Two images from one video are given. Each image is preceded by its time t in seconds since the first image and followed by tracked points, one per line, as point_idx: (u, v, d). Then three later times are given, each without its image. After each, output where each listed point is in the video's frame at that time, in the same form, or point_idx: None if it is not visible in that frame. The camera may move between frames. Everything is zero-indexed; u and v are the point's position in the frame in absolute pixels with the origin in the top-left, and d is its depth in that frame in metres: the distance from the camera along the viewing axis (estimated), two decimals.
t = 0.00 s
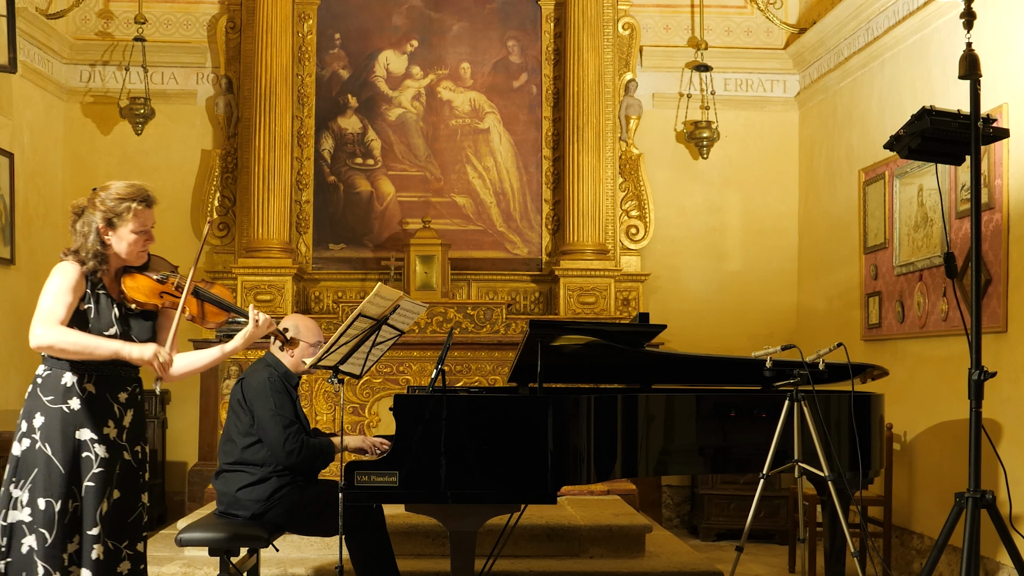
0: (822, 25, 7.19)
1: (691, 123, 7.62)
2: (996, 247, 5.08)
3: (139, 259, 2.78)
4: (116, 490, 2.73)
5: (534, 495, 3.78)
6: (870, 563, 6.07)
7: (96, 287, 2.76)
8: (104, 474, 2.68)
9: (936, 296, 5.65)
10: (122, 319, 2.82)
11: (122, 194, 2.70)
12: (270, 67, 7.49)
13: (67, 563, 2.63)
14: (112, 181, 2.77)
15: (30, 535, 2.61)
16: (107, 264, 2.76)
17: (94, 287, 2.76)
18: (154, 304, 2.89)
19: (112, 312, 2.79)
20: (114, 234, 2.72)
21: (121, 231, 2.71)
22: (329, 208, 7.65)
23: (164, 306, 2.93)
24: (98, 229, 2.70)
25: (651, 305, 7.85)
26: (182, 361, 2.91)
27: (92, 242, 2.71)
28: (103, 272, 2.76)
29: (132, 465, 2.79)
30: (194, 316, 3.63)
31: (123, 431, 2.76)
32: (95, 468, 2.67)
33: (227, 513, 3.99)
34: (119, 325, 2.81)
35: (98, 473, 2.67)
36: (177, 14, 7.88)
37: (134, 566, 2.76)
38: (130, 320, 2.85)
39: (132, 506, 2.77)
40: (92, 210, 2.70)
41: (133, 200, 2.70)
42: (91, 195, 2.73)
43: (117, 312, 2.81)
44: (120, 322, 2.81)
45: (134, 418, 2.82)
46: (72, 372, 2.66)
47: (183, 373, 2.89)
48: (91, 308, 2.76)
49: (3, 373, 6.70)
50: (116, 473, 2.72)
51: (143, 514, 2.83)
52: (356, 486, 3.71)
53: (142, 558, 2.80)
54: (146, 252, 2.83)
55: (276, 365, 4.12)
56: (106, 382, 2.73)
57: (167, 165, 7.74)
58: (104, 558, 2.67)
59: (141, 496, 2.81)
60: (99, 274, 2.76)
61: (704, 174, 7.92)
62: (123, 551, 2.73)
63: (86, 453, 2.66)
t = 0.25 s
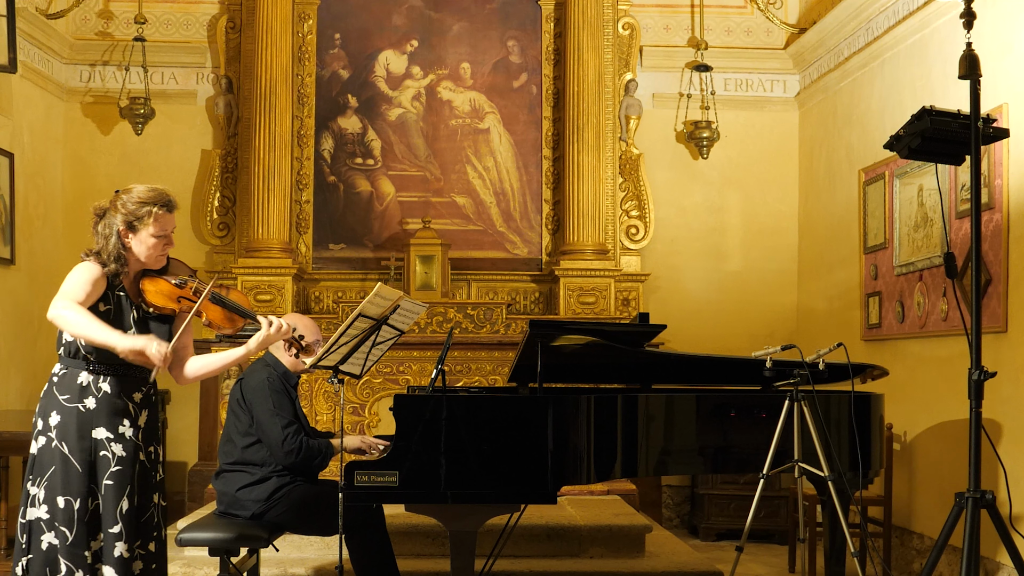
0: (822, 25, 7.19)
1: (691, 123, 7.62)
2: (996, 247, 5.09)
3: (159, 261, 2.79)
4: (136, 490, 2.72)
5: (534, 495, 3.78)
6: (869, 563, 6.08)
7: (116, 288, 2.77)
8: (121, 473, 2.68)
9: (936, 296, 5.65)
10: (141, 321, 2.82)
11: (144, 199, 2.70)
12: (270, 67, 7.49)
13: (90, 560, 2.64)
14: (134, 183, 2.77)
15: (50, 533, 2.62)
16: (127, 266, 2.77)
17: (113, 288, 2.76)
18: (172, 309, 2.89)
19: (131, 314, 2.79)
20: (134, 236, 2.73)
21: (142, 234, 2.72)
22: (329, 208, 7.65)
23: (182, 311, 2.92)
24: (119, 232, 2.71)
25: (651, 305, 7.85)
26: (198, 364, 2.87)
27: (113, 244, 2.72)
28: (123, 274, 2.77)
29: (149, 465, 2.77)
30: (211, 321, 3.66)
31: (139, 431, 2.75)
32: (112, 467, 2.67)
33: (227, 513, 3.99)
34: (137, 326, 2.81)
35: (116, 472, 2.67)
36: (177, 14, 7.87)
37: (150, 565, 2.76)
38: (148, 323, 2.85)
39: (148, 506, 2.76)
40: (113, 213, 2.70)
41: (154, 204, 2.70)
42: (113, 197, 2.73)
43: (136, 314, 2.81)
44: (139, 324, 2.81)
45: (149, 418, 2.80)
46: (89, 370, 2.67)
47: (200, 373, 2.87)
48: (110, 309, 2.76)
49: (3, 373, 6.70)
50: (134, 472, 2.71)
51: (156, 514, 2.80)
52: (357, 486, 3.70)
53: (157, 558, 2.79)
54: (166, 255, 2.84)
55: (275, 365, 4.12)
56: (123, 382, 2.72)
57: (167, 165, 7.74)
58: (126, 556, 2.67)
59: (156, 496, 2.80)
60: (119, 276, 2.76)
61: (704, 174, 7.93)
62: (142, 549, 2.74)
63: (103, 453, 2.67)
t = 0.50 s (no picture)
0: (822, 25, 7.19)
1: (691, 123, 7.62)
2: (996, 247, 5.08)
3: (167, 265, 2.78)
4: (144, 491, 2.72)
5: (534, 495, 3.78)
6: (869, 563, 6.08)
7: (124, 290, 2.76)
8: (128, 474, 2.68)
9: (936, 296, 5.65)
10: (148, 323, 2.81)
11: (155, 201, 2.70)
12: (270, 67, 7.49)
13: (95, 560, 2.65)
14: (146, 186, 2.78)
15: (54, 533, 2.61)
16: (136, 268, 2.76)
17: (121, 290, 2.75)
18: (179, 311, 2.92)
19: (138, 316, 2.78)
20: (144, 238, 2.73)
21: (151, 236, 2.72)
22: (329, 208, 7.65)
23: (190, 313, 2.97)
24: (129, 233, 2.71)
25: (651, 305, 7.85)
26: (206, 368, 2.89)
27: (122, 245, 2.72)
28: (131, 276, 2.75)
29: (156, 466, 2.77)
30: (217, 325, 3.67)
31: (145, 432, 2.75)
32: (118, 468, 2.67)
33: (228, 513, 4.00)
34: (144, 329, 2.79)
35: (122, 472, 2.67)
36: (177, 14, 7.87)
37: (160, 565, 2.76)
38: (156, 325, 2.83)
39: (157, 507, 2.76)
40: (124, 214, 2.71)
41: (165, 208, 2.70)
42: (125, 197, 2.74)
43: (144, 316, 2.80)
44: (146, 326, 2.79)
45: (155, 420, 2.81)
46: (95, 371, 2.67)
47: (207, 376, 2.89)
48: (117, 310, 2.75)
49: (3, 374, 6.70)
50: (142, 473, 2.71)
51: (166, 514, 2.80)
52: (357, 486, 3.70)
53: (167, 557, 2.79)
54: (175, 259, 2.83)
55: (275, 365, 4.09)
56: (129, 383, 2.73)
57: (167, 165, 7.74)
58: (134, 557, 2.67)
59: (164, 497, 2.80)
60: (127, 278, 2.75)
61: (704, 174, 7.93)
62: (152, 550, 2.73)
63: (109, 453, 2.66)
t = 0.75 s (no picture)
0: (822, 25, 7.19)
1: (690, 123, 7.62)
2: (996, 247, 5.09)
3: (167, 270, 2.78)
4: (143, 491, 2.70)
5: (534, 495, 3.78)
6: (869, 563, 6.08)
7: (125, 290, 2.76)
8: (125, 475, 2.67)
9: (936, 296, 5.65)
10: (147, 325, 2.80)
11: (158, 207, 2.70)
12: (270, 67, 7.49)
13: (89, 560, 2.64)
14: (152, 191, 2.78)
15: (52, 530, 2.62)
16: (136, 272, 2.76)
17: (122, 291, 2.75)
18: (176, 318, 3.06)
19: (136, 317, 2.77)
20: (144, 243, 2.72)
21: (151, 241, 2.71)
22: (328, 208, 7.65)
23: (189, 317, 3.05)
24: (130, 237, 2.71)
25: (651, 305, 7.85)
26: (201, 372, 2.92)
27: (123, 249, 2.72)
28: (130, 279, 2.76)
29: (157, 467, 2.75)
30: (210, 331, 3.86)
31: (144, 434, 2.73)
32: (115, 469, 2.66)
33: (228, 513, 4.00)
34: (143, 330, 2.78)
35: (119, 473, 2.67)
36: (177, 14, 7.87)
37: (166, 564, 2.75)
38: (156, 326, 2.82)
39: (159, 508, 2.74)
40: (127, 217, 2.71)
41: (167, 213, 2.70)
42: (129, 201, 2.74)
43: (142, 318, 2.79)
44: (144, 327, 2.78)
45: (155, 421, 2.78)
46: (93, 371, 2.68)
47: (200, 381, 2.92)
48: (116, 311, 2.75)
49: (3, 374, 6.70)
50: (140, 474, 2.70)
51: (172, 513, 2.79)
52: (357, 486, 3.70)
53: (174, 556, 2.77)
54: (176, 264, 2.83)
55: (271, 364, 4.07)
56: (127, 384, 2.71)
57: (167, 165, 7.74)
58: (134, 557, 2.66)
59: (167, 497, 2.78)
60: (129, 281, 2.76)
61: (704, 174, 7.93)
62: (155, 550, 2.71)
63: (105, 454, 2.66)
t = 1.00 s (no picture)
0: (822, 25, 7.19)
1: (690, 123, 7.61)
2: (996, 247, 5.08)
3: (165, 265, 2.78)
4: (137, 491, 2.71)
5: (534, 495, 3.78)
6: (869, 563, 6.08)
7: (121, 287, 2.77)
8: (120, 474, 2.67)
9: (936, 296, 5.65)
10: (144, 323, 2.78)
11: (154, 203, 2.70)
12: (270, 66, 7.49)
13: (83, 560, 2.63)
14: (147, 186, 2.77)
15: (50, 530, 2.62)
16: (134, 268, 2.77)
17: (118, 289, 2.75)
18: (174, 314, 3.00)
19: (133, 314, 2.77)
20: (142, 239, 2.73)
21: (148, 238, 2.72)
22: (329, 208, 7.65)
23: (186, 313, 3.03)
24: (127, 234, 2.71)
25: (650, 305, 7.85)
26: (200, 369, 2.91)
27: (121, 246, 2.72)
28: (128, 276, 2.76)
29: (155, 467, 2.75)
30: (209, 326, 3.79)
31: (141, 433, 2.74)
32: (111, 468, 2.66)
33: (227, 513, 4.00)
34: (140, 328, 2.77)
35: (114, 472, 2.67)
36: (177, 14, 7.87)
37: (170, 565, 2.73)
38: (152, 323, 2.79)
39: (157, 508, 2.74)
40: (123, 215, 2.71)
41: (163, 209, 2.70)
42: (125, 198, 2.73)
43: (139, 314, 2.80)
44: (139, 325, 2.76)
45: (154, 420, 2.79)
46: (91, 370, 2.69)
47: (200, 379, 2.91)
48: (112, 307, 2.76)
49: (3, 373, 6.70)
50: (135, 474, 2.70)
51: (171, 514, 2.79)
52: (357, 486, 3.70)
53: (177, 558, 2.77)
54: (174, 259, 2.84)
55: (268, 363, 4.08)
56: (126, 382, 2.72)
57: (167, 165, 7.74)
58: (124, 557, 2.67)
59: (167, 498, 2.78)
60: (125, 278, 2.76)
61: (704, 174, 7.92)
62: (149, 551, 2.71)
63: (102, 453, 2.66)
